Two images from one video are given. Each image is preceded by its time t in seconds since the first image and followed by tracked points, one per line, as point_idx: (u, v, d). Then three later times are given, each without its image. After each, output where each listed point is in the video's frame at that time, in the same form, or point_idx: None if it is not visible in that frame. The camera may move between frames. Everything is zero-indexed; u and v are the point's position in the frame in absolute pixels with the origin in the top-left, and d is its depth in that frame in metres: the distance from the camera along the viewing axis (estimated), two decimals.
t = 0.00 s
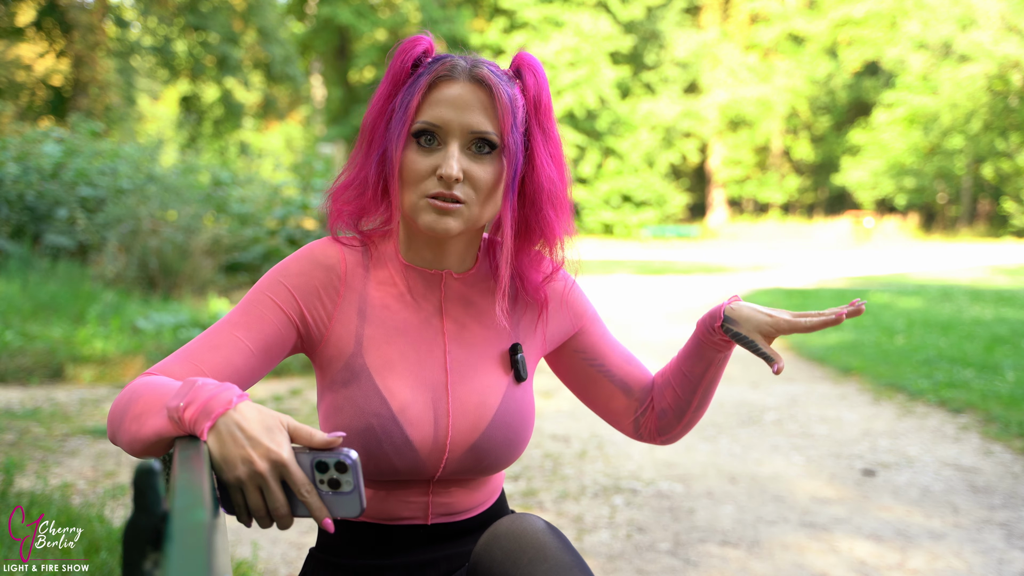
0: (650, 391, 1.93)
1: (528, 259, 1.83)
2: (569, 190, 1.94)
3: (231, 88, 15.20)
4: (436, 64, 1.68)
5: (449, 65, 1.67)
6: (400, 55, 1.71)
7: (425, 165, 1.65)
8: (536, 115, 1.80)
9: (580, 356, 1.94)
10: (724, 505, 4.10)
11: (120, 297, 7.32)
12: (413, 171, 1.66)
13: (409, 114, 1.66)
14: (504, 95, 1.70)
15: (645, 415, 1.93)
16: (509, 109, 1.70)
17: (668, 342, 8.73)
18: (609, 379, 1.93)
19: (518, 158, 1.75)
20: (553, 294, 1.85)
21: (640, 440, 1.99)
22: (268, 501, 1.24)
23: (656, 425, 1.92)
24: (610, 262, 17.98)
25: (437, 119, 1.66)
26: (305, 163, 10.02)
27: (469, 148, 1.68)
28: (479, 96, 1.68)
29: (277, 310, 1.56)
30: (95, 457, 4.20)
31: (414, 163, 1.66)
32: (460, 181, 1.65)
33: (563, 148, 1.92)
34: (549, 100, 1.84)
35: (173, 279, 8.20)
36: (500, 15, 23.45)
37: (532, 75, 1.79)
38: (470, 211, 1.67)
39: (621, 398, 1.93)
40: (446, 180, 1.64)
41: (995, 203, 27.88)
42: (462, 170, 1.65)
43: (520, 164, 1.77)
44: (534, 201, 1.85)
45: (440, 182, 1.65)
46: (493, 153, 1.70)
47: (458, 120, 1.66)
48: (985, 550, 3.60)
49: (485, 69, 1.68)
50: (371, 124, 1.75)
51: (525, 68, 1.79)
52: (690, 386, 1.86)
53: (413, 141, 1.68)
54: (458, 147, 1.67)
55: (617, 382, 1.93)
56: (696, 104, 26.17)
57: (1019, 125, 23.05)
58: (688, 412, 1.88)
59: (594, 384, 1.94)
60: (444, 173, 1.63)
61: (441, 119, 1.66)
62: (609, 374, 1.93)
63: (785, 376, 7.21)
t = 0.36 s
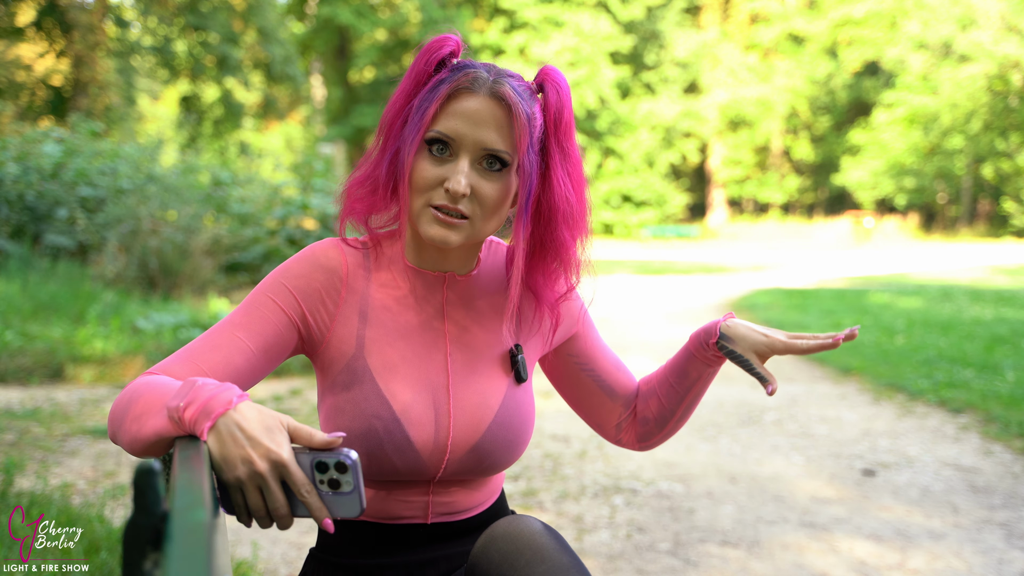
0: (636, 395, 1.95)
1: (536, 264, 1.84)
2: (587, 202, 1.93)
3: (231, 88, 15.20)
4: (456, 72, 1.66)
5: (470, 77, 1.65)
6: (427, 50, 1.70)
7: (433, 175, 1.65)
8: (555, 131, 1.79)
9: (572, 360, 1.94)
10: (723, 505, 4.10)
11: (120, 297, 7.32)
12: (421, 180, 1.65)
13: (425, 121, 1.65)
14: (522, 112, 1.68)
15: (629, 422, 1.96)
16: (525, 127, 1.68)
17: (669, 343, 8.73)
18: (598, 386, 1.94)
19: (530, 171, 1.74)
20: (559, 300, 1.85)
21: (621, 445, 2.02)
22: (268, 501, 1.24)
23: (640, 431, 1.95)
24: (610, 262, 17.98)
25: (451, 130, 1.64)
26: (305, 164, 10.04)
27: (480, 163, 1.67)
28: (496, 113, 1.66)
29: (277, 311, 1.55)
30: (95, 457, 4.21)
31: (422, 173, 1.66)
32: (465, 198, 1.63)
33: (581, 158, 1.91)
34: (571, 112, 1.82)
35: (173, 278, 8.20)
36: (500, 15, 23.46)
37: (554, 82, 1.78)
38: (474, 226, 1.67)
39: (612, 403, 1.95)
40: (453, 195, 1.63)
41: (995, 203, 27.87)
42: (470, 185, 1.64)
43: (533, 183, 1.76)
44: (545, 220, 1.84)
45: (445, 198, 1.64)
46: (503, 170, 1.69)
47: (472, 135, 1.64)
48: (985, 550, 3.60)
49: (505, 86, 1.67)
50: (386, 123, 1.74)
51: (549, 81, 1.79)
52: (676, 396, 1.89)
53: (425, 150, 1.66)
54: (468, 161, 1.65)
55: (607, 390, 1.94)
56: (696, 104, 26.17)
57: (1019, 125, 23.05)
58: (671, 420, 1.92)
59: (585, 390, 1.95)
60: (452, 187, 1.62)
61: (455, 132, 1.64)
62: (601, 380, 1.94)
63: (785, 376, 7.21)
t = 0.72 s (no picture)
0: (642, 383, 1.94)
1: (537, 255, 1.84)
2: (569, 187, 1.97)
3: (231, 88, 15.19)
4: (445, 60, 1.69)
5: (459, 61, 1.68)
6: (393, 58, 1.73)
7: (444, 155, 1.64)
8: (535, 111, 1.80)
9: (580, 353, 1.93)
10: (723, 505, 4.10)
11: (120, 297, 7.32)
12: (429, 164, 1.64)
13: (426, 106, 1.65)
14: (514, 88, 1.71)
15: (642, 413, 1.95)
16: (520, 101, 1.72)
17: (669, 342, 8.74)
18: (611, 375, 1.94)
19: (527, 148, 1.77)
20: (560, 292, 1.85)
21: (637, 437, 2.02)
22: (268, 501, 1.24)
23: (650, 419, 1.95)
24: (610, 262, 17.98)
25: (456, 111, 1.66)
26: (305, 164, 10.04)
27: (486, 139, 1.69)
28: (494, 90, 1.69)
29: (278, 312, 1.55)
30: (95, 457, 4.20)
31: (430, 156, 1.65)
32: (480, 171, 1.65)
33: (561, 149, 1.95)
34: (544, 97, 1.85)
35: (173, 278, 8.20)
36: (500, 15, 23.46)
37: (521, 74, 1.78)
38: (489, 202, 1.68)
39: (621, 396, 1.95)
40: (467, 169, 1.64)
41: (995, 204, 27.86)
42: (482, 160, 1.65)
43: (531, 159, 1.80)
44: (543, 201, 1.89)
45: (461, 173, 1.64)
46: (505, 146, 1.71)
47: (477, 112, 1.66)
48: (985, 550, 3.60)
49: (493, 66, 1.71)
50: (374, 122, 1.75)
51: (517, 72, 1.79)
52: (668, 376, 1.88)
53: (429, 135, 1.66)
54: (477, 136, 1.67)
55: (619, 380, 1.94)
56: (696, 104, 26.16)
57: (1019, 125, 23.03)
58: (674, 402, 1.90)
59: (592, 380, 1.95)
60: (465, 162, 1.63)
61: (461, 111, 1.66)
62: (608, 368, 1.93)
63: (785, 376, 7.21)
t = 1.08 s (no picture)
0: (619, 407, 1.95)
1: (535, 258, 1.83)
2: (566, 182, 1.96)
3: (231, 88, 15.19)
4: (444, 65, 1.68)
5: (457, 64, 1.68)
6: (384, 63, 1.72)
7: (454, 163, 1.64)
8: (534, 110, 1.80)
9: (568, 364, 1.93)
10: (724, 505, 4.10)
11: (120, 297, 7.32)
12: (440, 173, 1.64)
13: (429, 114, 1.63)
14: (514, 89, 1.72)
15: (607, 437, 1.96)
16: (520, 101, 1.72)
17: (669, 342, 8.74)
18: (587, 395, 1.94)
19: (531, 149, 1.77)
20: (562, 295, 1.85)
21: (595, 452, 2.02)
22: (268, 501, 1.24)
23: (616, 445, 1.95)
24: (610, 262, 17.98)
25: (461, 117, 1.65)
26: (305, 163, 10.05)
27: (492, 141, 1.69)
28: (493, 92, 1.69)
29: (279, 316, 1.55)
30: (95, 457, 4.20)
31: (441, 165, 1.64)
32: (489, 176, 1.65)
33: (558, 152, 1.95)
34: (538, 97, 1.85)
35: (173, 278, 8.21)
36: (500, 15, 23.47)
37: (516, 70, 1.74)
38: (499, 207, 1.69)
39: (597, 412, 1.95)
40: (478, 175, 1.65)
41: (995, 204, 27.86)
42: (492, 166, 1.66)
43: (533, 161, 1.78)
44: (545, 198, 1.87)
45: (473, 180, 1.65)
46: (509, 146, 1.72)
47: (482, 117, 1.66)
48: (985, 550, 3.59)
49: (493, 66, 1.71)
50: (371, 131, 1.73)
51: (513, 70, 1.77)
52: (650, 414, 1.89)
53: (435, 142, 1.65)
54: (484, 140, 1.67)
55: (596, 400, 1.94)
56: (696, 104, 26.15)
57: (1019, 125, 23.01)
58: (644, 438, 1.91)
59: (573, 396, 1.95)
60: (476, 169, 1.64)
61: (466, 118, 1.65)
62: (587, 382, 1.93)
63: (786, 376, 7.21)
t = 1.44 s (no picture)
0: (563, 420, 1.94)
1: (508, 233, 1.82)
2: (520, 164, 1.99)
3: (231, 87, 15.17)
4: (410, 58, 1.68)
5: (426, 56, 1.68)
6: (340, 71, 1.68)
7: (449, 150, 1.64)
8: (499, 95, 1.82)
9: (536, 367, 1.91)
10: (723, 506, 4.10)
11: (120, 297, 7.32)
12: (434, 162, 1.64)
13: (413, 105, 1.63)
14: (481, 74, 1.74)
15: (542, 443, 1.97)
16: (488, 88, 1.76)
17: (669, 342, 8.74)
18: (541, 395, 1.92)
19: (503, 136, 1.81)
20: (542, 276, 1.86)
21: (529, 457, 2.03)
22: (269, 500, 1.24)
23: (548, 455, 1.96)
24: (610, 262, 17.98)
25: (443, 105, 1.66)
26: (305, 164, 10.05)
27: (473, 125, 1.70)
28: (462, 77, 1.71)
29: (274, 314, 1.54)
30: (95, 457, 4.20)
31: (434, 153, 1.64)
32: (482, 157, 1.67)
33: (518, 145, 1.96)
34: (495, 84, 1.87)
35: (173, 278, 8.21)
36: (500, 15, 23.48)
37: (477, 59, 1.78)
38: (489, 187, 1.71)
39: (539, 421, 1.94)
40: (470, 158, 1.66)
41: (995, 204, 27.87)
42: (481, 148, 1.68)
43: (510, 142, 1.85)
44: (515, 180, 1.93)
45: (466, 163, 1.66)
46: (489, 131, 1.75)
47: (463, 102, 1.68)
48: (985, 550, 3.59)
49: (457, 55, 1.73)
50: (341, 135, 1.68)
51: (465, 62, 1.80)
52: (589, 437, 1.87)
53: (425, 133, 1.65)
54: (469, 124, 1.68)
55: (546, 406, 1.93)
56: (696, 104, 26.14)
57: (1019, 125, 23.00)
58: (574, 458, 1.91)
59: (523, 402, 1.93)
60: (469, 152, 1.65)
61: (451, 105, 1.66)
62: (546, 384, 1.91)
63: (785, 376, 7.20)
